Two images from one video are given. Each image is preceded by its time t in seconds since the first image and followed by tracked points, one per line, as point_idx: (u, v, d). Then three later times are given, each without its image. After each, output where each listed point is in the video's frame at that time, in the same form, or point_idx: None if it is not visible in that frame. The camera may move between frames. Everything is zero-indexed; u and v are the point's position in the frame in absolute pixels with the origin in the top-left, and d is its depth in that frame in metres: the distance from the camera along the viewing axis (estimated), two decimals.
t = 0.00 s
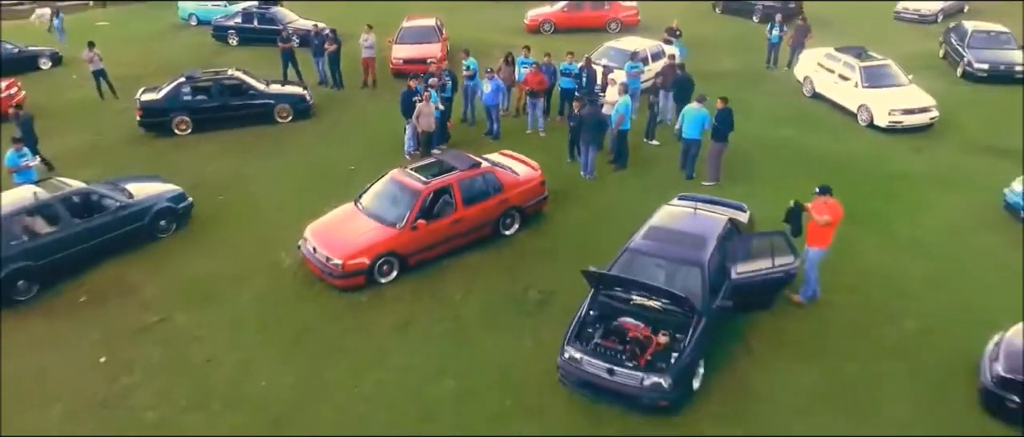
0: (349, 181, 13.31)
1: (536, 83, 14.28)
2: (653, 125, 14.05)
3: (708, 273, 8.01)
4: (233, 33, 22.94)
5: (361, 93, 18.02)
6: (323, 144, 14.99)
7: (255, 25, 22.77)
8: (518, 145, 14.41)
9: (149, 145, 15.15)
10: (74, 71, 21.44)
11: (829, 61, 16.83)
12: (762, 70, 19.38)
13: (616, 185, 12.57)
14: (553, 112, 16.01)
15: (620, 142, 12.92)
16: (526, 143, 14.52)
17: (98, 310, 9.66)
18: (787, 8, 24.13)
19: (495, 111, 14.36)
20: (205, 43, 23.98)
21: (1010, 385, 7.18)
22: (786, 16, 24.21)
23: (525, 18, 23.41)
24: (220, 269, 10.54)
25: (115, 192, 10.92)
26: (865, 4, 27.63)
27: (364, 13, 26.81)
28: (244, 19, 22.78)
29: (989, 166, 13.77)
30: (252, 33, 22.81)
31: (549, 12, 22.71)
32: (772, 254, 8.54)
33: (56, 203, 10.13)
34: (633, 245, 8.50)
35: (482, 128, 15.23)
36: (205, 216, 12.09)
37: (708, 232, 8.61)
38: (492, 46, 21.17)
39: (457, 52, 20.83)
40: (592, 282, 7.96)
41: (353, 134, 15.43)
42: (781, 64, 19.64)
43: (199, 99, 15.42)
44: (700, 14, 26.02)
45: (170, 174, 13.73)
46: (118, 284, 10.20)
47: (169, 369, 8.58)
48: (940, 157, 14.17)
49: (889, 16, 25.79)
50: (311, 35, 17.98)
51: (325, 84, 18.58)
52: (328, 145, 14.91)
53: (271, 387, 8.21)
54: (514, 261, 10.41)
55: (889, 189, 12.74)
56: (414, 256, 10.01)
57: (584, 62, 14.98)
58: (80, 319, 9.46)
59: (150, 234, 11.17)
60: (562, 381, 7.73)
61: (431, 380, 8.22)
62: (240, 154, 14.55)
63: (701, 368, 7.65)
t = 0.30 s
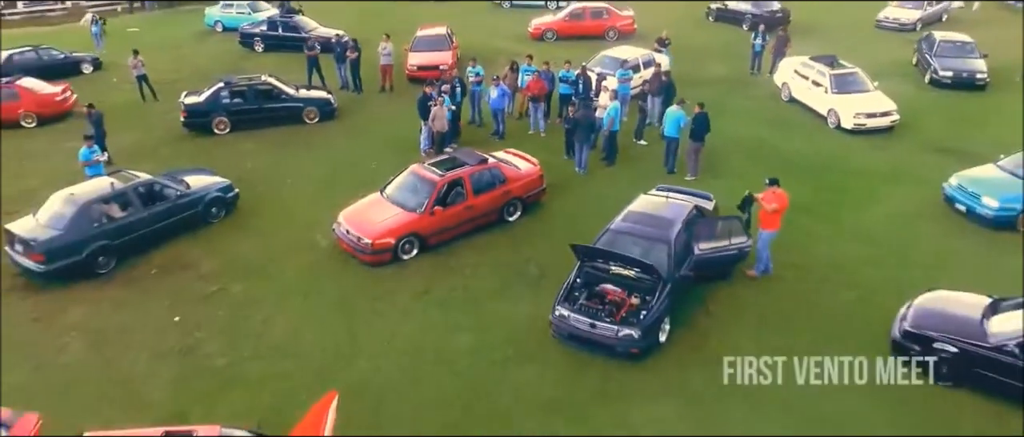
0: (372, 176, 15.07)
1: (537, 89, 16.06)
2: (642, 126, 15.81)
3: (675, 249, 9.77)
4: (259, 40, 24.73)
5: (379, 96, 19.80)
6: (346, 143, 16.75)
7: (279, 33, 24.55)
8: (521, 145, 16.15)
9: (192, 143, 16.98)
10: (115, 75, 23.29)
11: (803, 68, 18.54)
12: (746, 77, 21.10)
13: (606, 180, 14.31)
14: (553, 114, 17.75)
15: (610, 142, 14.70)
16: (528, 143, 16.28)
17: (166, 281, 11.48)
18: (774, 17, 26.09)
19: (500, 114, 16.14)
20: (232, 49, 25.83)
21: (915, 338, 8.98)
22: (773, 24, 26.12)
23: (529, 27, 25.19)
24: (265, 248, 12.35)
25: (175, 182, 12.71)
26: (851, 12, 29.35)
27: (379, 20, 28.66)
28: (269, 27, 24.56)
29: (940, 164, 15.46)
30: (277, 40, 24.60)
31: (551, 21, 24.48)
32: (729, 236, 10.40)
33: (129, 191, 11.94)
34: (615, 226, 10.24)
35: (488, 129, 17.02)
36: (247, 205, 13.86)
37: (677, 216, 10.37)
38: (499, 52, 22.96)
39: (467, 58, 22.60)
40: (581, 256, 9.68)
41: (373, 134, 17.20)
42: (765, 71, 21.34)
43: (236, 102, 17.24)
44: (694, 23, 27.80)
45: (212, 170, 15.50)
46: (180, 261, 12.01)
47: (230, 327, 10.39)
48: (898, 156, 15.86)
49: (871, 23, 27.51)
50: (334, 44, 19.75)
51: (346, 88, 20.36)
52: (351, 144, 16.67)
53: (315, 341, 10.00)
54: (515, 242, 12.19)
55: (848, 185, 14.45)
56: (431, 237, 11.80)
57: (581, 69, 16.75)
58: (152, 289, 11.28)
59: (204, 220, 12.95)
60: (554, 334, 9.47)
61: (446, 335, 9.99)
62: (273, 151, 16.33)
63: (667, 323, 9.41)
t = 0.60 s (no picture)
0: (388, 173, 16.98)
1: (535, 97, 17.97)
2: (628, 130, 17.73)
3: (647, 235, 11.65)
4: (279, 48, 26.72)
5: (392, 102, 21.74)
6: (364, 144, 18.66)
7: (298, 42, 26.54)
8: (521, 146, 18.07)
9: (226, 144, 18.92)
10: (148, 81, 25.31)
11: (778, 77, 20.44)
12: (729, 84, 23.02)
13: (596, 177, 16.21)
14: (550, 118, 19.66)
15: (599, 144, 16.61)
16: (528, 145, 18.18)
17: (215, 262, 13.40)
18: (758, 27, 28.16)
19: (502, 119, 18.06)
20: (254, 56, 27.83)
21: (841, 306, 10.77)
22: (758, 33, 28.17)
23: (530, 36, 27.12)
24: (297, 235, 14.26)
25: (218, 178, 14.62)
26: (832, 22, 31.28)
27: (390, 30, 30.70)
28: (289, 37, 26.56)
29: (894, 164, 17.32)
30: (296, 49, 26.58)
31: (550, 31, 26.40)
32: (692, 224, 12.32)
33: (181, 186, 13.86)
34: (596, 215, 12.10)
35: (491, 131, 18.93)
36: (279, 198, 15.76)
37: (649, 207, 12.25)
38: (502, 61, 24.90)
39: (472, 65, 24.54)
40: (567, 240, 11.55)
41: (388, 136, 19.12)
42: (746, 79, 23.26)
43: (265, 107, 19.15)
44: (685, 33, 29.77)
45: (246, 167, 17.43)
46: (226, 246, 13.93)
47: (272, 299, 12.30)
48: (858, 157, 17.72)
49: (849, 33, 29.46)
50: (351, 54, 21.69)
51: (362, 94, 22.31)
52: (369, 145, 18.60)
53: (345, 309, 11.90)
54: (514, 231, 14.09)
55: (809, 183, 16.32)
56: (441, 226, 13.71)
57: (574, 79, 18.67)
58: (203, 269, 13.19)
59: (244, 211, 14.86)
60: (545, 304, 11.35)
61: (455, 305, 11.86)
62: (299, 151, 18.25)
63: (639, 296, 11.30)
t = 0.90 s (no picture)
0: (401, 173, 18.95)
1: (533, 105, 19.98)
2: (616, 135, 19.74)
3: (625, 225, 13.67)
4: (296, 57, 28.76)
5: (402, 108, 23.72)
6: (379, 146, 20.65)
7: (314, 51, 28.57)
8: (520, 149, 20.04)
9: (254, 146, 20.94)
10: (176, 88, 27.36)
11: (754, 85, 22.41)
12: (712, 91, 24.99)
13: (586, 176, 18.17)
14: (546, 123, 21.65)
15: (589, 147, 18.61)
16: (526, 147, 20.15)
17: (252, 249, 15.39)
18: (743, 37, 30.10)
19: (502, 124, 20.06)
20: (273, 64, 29.90)
21: (786, 284, 12.71)
22: (743, 42, 30.10)
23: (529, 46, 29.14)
24: (322, 227, 16.23)
25: (253, 176, 16.63)
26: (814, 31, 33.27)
27: (399, 39, 32.76)
28: (305, 46, 28.60)
29: (855, 164, 19.26)
30: (312, 57, 28.61)
31: (548, 41, 28.42)
32: (663, 216, 14.39)
33: (221, 183, 15.86)
34: (582, 208, 14.09)
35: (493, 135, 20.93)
36: (304, 195, 17.73)
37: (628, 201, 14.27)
38: (504, 69, 26.91)
39: (476, 73, 26.54)
40: (557, 228, 13.52)
41: (400, 140, 21.10)
42: (728, 86, 25.24)
43: (288, 112, 21.16)
44: (674, 41, 31.77)
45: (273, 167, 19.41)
46: (261, 235, 15.92)
47: (304, 281, 14.28)
48: (823, 158, 19.65)
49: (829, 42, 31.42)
50: (365, 64, 23.70)
51: (374, 100, 24.31)
52: (383, 147, 20.58)
53: (367, 289, 13.88)
54: (513, 223, 16.07)
55: (777, 180, 18.25)
56: (449, 217, 15.74)
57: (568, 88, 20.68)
58: (242, 256, 15.15)
59: (274, 206, 16.85)
60: (538, 283, 13.32)
61: (462, 285, 13.79)
62: (320, 153, 20.23)
63: (617, 276, 13.30)
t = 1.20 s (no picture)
0: (414, 173, 21.03)
1: (532, 111, 22.09)
2: (608, 139, 21.86)
3: (610, 218, 15.73)
4: (314, 64, 30.91)
5: (414, 113, 25.82)
6: (393, 149, 22.74)
7: (331, 59, 30.71)
8: (521, 151, 22.12)
9: (279, 148, 23.03)
10: (203, 94, 29.53)
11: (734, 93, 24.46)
12: (699, 98, 27.02)
13: (580, 177, 20.25)
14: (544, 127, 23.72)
15: (583, 150, 20.72)
16: (527, 150, 22.23)
17: (283, 240, 17.48)
18: (732, 46, 32.10)
19: (505, 129, 22.16)
20: (291, 71, 32.01)
21: (746, 268, 14.75)
22: (732, 50, 32.09)
23: (531, 55, 31.24)
24: (345, 220, 18.32)
25: (283, 175, 18.73)
26: (801, 40, 35.24)
27: (409, 48, 34.88)
28: (323, 55, 30.75)
29: (824, 167, 21.25)
30: (328, 65, 30.75)
31: (548, 50, 30.50)
32: (643, 211, 16.55)
33: (256, 181, 17.98)
34: (572, 203, 16.15)
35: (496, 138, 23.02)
36: (327, 192, 19.80)
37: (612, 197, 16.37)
38: (507, 77, 28.98)
39: (481, 80, 28.61)
40: (551, 221, 15.58)
41: (412, 143, 23.19)
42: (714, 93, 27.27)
43: (311, 117, 23.25)
44: (668, 50, 33.82)
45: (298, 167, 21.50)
46: (290, 228, 18.01)
47: (330, 267, 16.36)
48: (796, 160, 21.65)
49: (814, 51, 33.40)
50: (380, 73, 25.80)
51: (388, 106, 26.40)
52: (397, 150, 22.68)
53: (385, 274, 15.95)
54: (513, 217, 18.15)
55: (752, 180, 20.25)
56: (457, 211, 17.83)
57: (565, 97, 22.79)
58: (276, 246, 17.23)
59: (302, 201, 18.97)
60: (534, 269, 15.40)
61: (468, 271, 15.84)
62: (340, 155, 22.33)
63: (602, 261, 15.36)
